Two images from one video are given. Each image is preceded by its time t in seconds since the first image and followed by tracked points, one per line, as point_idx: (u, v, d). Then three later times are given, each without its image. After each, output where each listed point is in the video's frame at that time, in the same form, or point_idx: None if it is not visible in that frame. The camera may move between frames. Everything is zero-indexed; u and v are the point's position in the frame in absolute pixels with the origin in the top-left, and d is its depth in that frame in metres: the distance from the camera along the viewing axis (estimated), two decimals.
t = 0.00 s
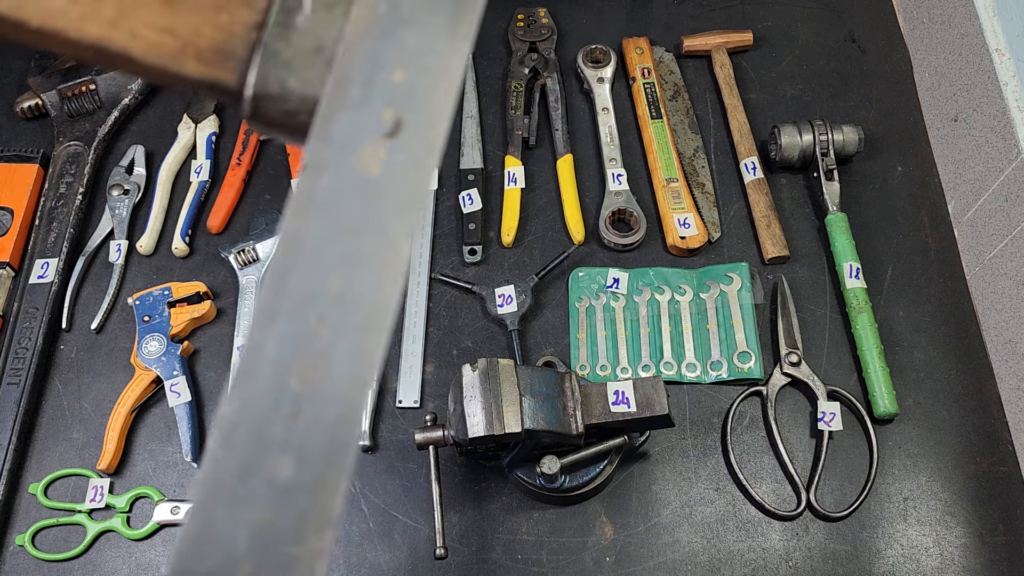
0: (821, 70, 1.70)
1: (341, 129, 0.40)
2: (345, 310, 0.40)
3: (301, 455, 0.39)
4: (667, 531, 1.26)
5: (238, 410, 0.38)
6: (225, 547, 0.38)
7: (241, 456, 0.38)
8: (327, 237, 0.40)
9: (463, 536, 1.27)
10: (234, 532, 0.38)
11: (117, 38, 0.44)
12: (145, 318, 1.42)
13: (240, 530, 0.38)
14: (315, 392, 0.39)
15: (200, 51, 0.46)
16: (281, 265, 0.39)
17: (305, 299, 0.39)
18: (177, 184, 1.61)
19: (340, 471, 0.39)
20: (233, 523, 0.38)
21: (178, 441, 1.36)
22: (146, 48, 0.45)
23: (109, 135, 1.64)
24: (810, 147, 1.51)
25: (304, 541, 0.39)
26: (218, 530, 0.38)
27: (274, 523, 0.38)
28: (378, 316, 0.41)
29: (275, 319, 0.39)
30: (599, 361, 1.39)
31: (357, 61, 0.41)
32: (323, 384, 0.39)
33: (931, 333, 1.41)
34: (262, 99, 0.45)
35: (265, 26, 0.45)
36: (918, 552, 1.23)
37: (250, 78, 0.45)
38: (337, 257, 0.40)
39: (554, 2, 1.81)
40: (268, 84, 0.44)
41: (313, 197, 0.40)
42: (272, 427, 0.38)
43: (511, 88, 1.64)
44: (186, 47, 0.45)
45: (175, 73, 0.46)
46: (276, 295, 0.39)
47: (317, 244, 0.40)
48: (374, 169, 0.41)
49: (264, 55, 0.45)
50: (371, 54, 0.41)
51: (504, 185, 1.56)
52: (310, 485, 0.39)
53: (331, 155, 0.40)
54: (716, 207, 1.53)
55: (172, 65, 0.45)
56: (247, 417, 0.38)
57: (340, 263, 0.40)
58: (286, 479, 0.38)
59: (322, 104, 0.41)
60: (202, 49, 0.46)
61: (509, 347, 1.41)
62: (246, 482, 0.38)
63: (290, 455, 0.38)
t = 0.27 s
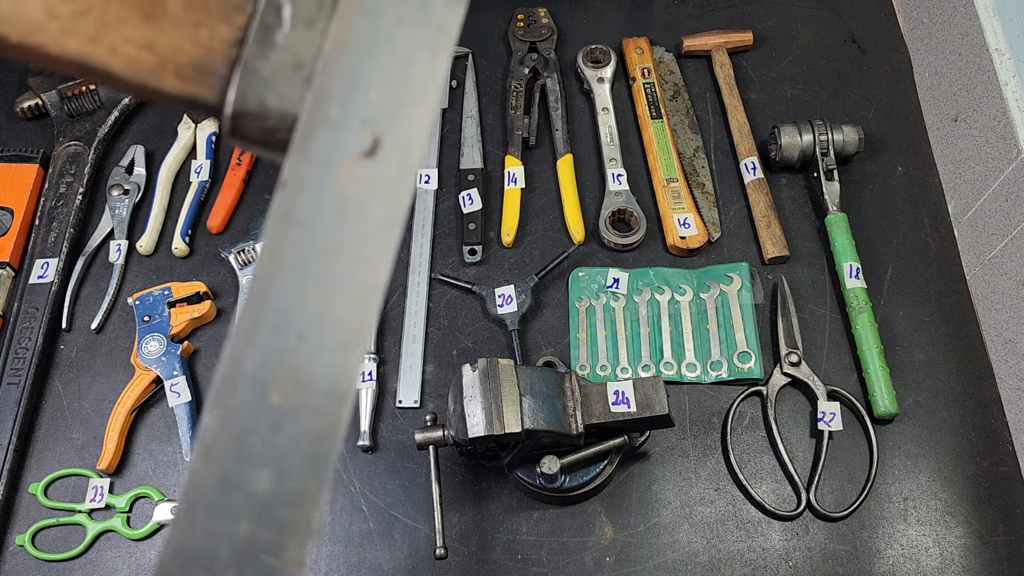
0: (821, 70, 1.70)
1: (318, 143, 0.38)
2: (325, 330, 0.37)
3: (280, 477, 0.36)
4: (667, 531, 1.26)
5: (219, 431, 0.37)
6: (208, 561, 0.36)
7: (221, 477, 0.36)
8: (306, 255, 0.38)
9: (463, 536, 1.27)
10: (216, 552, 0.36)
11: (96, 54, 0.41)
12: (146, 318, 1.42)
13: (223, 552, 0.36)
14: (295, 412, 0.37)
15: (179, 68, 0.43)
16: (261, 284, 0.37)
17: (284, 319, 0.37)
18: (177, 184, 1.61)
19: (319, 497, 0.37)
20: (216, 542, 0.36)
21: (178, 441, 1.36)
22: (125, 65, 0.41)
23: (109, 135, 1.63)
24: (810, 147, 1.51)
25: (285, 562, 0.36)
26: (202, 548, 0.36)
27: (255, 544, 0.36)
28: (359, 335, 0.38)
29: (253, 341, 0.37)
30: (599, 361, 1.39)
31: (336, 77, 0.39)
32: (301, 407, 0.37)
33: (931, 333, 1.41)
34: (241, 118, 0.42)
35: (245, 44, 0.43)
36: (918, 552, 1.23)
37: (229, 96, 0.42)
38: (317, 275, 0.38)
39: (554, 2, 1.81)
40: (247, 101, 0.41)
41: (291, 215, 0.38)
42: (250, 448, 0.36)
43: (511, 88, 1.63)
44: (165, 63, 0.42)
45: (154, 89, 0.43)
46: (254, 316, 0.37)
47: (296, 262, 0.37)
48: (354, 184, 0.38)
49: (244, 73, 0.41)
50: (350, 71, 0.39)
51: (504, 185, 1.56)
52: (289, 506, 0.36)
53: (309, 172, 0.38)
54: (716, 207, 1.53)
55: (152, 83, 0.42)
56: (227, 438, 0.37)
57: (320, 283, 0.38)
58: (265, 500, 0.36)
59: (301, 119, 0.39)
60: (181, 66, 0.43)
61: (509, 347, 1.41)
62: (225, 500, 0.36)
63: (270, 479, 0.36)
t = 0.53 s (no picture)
0: (821, 70, 1.70)
1: (305, 146, 0.38)
2: (311, 330, 0.37)
3: (268, 475, 0.37)
4: (667, 531, 1.26)
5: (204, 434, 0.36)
6: (192, 563, 0.36)
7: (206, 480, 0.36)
8: (293, 257, 0.37)
9: (463, 536, 1.27)
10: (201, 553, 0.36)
11: (80, 56, 0.42)
12: (146, 318, 1.42)
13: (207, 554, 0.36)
14: (283, 412, 0.37)
15: (164, 69, 0.43)
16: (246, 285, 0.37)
17: (269, 320, 0.37)
18: (177, 184, 1.61)
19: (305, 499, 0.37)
20: (202, 544, 0.36)
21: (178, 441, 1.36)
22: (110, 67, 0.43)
23: (109, 135, 1.63)
24: (810, 147, 1.51)
25: (272, 563, 0.37)
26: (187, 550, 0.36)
27: (241, 544, 0.36)
28: (346, 336, 0.38)
29: (239, 342, 0.37)
30: (599, 361, 1.39)
31: (323, 79, 0.39)
32: (287, 410, 0.37)
33: (931, 333, 1.41)
34: (226, 119, 0.43)
35: (230, 45, 0.43)
36: (918, 552, 1.23)
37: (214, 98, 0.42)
38: (303, 276, 0.37)
39: (554, 2, 1.81)
40: (232, 103, 0.42)
41: (278, 216, 0.37)
42: (237, 447, 0.36)
43: (511, 88, 1.63)
44: (150, 65, 0.43)
45: (140, 92, 0.44)
46: (240, 317, 0.37)
47: (282, 264, 0.37)
48: (341, 186, 0.38)
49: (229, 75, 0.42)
50: (336, 73, 0.39)
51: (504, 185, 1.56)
52: (277, 504, 0.36)
53: (296, 173, 0.38)
54: (716, 207, 1.53)
55: (137, 85, 0.43)
56: (214, 437, 0.36)
57: (306, 285, 0.37)
58: (251, 499, 0.36)
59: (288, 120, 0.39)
60: (166, 68, 0.43)
61: (509, 347, 1.41)
62: (211, 501, 0.36)
63: (255, 481, 0.36)
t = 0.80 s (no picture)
0: (820, 70, 1.70)
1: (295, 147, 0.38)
2: (301, 332, 0.37)
3: (258, 478, 0.37)
4: (667, 531, 1.26)
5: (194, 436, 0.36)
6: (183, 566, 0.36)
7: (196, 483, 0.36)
8: (282, 259, 0.37)
9: (463, 536, 1.27)
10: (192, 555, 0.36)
11: (68, 56, 0.42)
12: (146, 318, 1.42)
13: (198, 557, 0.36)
14: (272, 414, 0.37)
15: (153, 69, 0.43)
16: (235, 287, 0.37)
17: (260, 322, 0.37)
18: (177, 184, 1.61)
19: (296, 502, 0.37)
20: (193, 548, 0.36)
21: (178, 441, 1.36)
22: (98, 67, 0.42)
23: (109, 135, 1.63)
24: (810, 147, 1.51)
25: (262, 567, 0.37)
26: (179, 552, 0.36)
27: (232, 548, 0.36)
28: (336, 337, 0.38)
29: (229, 343, 0.37)
30: (599, 361, 1.39)
31: (313, 79, 0.39)
32: (277, 412, 0.37)
33: (931, 333, 1.41)
34: (215, 121, 0.43)
35: (219, 45, 0.43)
36: (918, 552, 1.23)
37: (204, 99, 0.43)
38: (294, 277, 0.37)
39: (554, 2, 1.81)
40: (222, 105, 0.43)
41: (268, 217, 0.37)
42: (228, 450, 0.37)
43: (511, 88, 1.63)
44: (138, 65, 0.43)
45: (128, 91, 0.44)
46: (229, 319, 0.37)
47: (272, 266, 0.37)
48: (332, 186, 0.38)
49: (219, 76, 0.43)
50: (327, 73, 0.39)
51: (504, 185, 1.56)
52: (268, 507, 0.37)
53: (286, 173, 0.38)
54: (716, 207, 1.53)
55: (126, 85, 0.43)
56: (203, 440, 0.36)
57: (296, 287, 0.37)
58: (242, 501, 0.36)
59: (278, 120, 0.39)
60: (155, 67, 0.43)
61: (509, 347, 1.41)
62: (202, 503, 0.36)
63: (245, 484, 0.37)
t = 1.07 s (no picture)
0: (820, 70, 1.70)
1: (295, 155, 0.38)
2: (300, 342, 0.38)
3: (258, 487, 0.38)
4: (667, 531, 1.26)
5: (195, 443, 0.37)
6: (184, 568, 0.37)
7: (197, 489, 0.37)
8: (282, 269, 0.38)
9: (463, 536, 1.27)
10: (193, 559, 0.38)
11: (70, 63, 0.42)
12: (146, 318, 1.41)
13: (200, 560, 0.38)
14: (271, 424, 0.37)
15: (155, 77, 0.43)
16: (236, 296, 0.37)
17: (260, 332, 0.37)
18: (177, 184, 1.61)
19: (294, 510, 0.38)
20: (195, 553, 0.38)
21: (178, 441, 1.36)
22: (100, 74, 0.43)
23: (109, 135, 1.63)
24: (810, 147, 1.51)
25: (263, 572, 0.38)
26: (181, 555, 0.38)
27: (233, 555, 0.38)
28: (334, 348, 0.38)
29: (229, 352, 0.37)
30: (599, 361, 1.39)
31: (312, 87, 0.39)
32: (276, 421, 0.38)
33: (930, 333, 1.41)
34: (216, 129, 0.43)
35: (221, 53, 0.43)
36: (918, 552, 1.23)
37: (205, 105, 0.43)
38: (293, 286, 0.38)
39: (554, 2, 1.81)
40: (223, 112, 0.42)
41: (268, 226, 0.38)
42: (228, 458, 0.37)
43: (511, 88, 1.63)
44: (141, 72, 0.43)
45: (130, 99, 0.44)
46: (230, 327, 0.37)
47: (272, 275, 0.37)
48: (332, 196, 0.38)
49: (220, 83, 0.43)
50: (327, 82, 0.39)
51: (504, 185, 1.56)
52: (266, 515, 0.38)
53: (285, 182, 0.38)
54: (716, 207, 1.53)
55: (128, 92, 0.43)
56: (204, 447, 0.37)
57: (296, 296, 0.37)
58: (241, 510, 0.37)
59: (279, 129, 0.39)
60: (157, 75, 0.43)
61: (509, 347, 1.41)
62: (202, 509, 0.37)
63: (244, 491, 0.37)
